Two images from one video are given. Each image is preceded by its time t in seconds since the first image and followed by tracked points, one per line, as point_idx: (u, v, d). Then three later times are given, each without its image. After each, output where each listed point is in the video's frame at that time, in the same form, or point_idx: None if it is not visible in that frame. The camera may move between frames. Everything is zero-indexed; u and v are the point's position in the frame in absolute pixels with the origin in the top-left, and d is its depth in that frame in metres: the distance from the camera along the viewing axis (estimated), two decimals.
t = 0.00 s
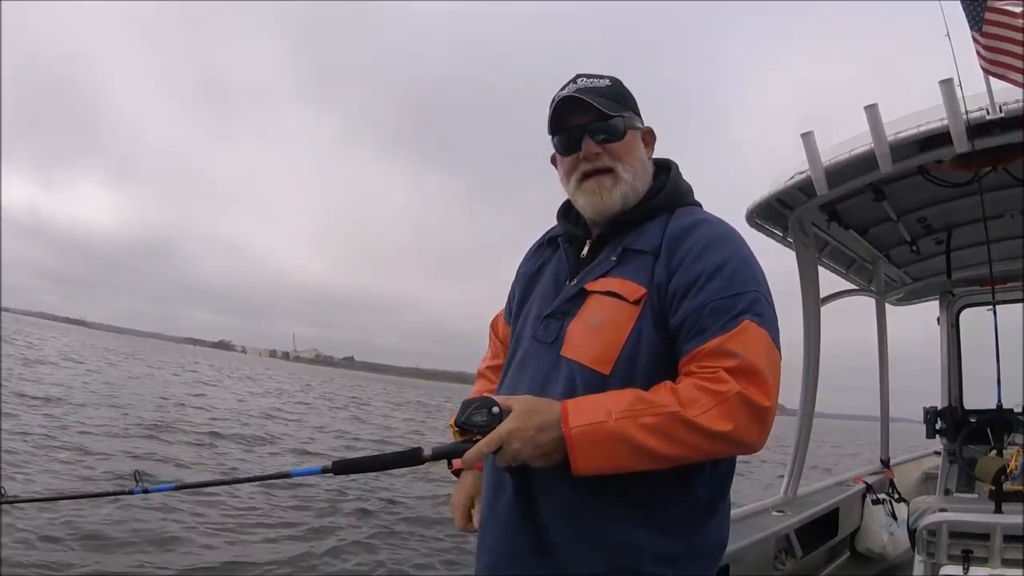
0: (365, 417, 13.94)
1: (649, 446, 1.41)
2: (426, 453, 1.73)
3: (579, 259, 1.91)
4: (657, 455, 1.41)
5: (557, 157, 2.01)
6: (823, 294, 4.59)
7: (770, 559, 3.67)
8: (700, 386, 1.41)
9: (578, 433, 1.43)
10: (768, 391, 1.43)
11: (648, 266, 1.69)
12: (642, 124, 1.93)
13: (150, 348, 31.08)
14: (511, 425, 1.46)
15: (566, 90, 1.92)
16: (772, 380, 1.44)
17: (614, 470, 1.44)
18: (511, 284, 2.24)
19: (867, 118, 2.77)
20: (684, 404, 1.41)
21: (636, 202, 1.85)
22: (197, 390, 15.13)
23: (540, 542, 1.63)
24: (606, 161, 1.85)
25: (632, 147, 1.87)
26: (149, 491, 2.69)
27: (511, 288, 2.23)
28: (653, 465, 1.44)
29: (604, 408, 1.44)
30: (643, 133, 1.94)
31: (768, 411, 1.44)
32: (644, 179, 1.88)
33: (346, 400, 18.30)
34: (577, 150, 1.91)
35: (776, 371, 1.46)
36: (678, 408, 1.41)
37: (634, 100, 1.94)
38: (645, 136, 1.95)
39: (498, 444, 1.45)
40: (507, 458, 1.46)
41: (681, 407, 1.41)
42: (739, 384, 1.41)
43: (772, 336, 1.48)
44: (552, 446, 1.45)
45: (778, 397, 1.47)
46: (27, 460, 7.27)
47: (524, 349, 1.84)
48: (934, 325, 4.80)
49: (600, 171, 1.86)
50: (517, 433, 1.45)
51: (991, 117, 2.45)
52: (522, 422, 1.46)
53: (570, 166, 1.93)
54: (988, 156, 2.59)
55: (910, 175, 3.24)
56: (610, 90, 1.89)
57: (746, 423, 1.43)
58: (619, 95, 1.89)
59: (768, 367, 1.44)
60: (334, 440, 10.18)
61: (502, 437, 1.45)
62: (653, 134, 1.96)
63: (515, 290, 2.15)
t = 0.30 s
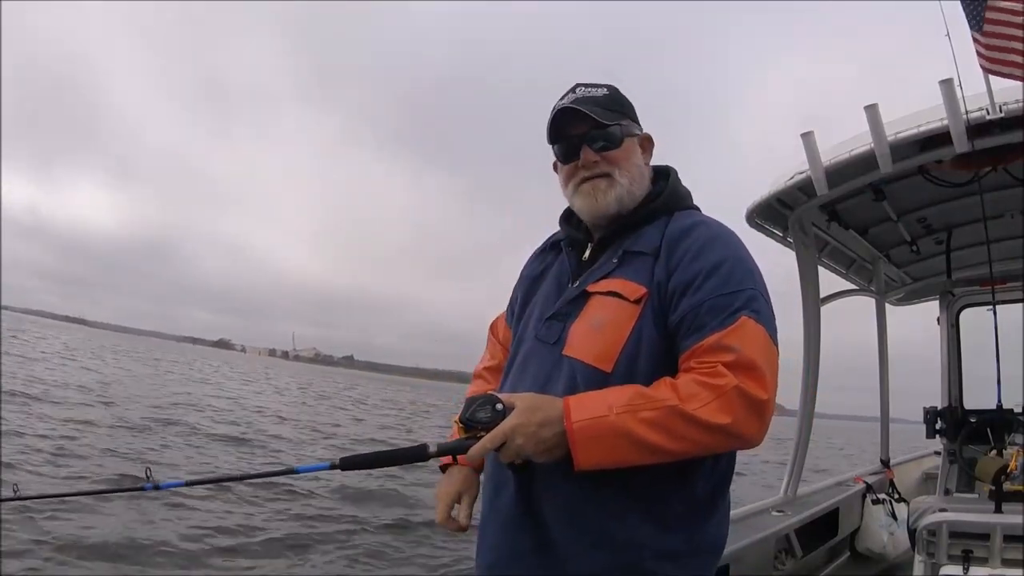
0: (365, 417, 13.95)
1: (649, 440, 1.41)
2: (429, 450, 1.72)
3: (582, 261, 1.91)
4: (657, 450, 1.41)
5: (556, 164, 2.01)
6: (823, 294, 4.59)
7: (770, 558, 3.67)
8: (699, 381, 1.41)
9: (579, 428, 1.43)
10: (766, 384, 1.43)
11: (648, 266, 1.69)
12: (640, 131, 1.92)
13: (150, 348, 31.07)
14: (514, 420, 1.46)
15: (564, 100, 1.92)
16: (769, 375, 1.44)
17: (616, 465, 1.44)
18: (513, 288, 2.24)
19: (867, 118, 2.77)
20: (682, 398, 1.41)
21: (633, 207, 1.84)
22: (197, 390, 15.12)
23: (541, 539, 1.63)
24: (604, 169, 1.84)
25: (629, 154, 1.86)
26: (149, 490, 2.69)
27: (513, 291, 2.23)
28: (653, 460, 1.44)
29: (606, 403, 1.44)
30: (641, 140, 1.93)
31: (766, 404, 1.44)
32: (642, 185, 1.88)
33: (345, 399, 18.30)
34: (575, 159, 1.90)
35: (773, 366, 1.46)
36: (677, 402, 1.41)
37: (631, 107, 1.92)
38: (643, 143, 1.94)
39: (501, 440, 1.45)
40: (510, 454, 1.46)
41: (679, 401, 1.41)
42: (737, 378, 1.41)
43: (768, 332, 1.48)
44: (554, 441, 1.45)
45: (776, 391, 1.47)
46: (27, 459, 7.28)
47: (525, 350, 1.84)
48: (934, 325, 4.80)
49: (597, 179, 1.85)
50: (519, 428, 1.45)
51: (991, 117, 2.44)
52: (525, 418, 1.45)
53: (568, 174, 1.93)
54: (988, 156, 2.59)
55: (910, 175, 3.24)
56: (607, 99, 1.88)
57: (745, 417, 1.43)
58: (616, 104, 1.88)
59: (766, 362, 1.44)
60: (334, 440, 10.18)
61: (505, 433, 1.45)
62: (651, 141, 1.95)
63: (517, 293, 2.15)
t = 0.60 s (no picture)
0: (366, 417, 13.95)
1: (649, 435, 1.41)
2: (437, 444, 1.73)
3: (585, 266, 1.91)
4: (658, 444, 1.41)
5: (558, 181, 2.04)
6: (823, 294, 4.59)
7: (770, 558, 3.68)
8: (698, 376, 1.41)
9: (583, 423, 1.43)
10: (763, 379, 1.43)
11: (649, 268, 1.69)
12: (626, 144, 1.86)
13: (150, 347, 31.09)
14: (519, 415, 1.46)
15: (553, 127, 1.95)
16: (766, 372, 1.44)
17: (618, 459, 1.44)
18: (517, 293, 2.24)
19: (867, 118, 2.77)
20: (681, 394, 1.41)
21: (624, 227, 1.85)
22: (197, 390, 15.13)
23: (542, 533, 1.63)
24: (587, 196, 1.85)
25: (612, 176, 1.84)
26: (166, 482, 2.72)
27: (517, 297, 2.23)
28: (653, 455, 1.43)
29: (607, 398, 1.44)
30: (630, 152, 1.87)
31: (764, 401, 1.44)
32: (631, 203, 1.86)
33: (346, 400, 18.31)
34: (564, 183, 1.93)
35: (769, 364, 1.46)
36: (675, 397, 1.41)
37: (616, 120, 1.86)
38: (635, 154, 1.88)
39: (507, 434, 1.46)
40: (515, 448, 1.47)
41: (679, 396, 1.41)
42: (735, 374, 1.41)
43: (765, 330, 1.48)
44: (559, 435, 1.46)
45: (772, 388, 1.47)
46: (27, 459, 7.28)
47: (528, 353, 1.85)
48: (934, 325, 4.80)
49: (582, 205, 1.87)
50: (525, 421, 1.45)
51: (992, 117, 2.46)
52: (531, 412, 1.46)
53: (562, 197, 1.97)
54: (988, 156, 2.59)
55: (910, 175, 3.25)
56: (587, 122, 1.86)
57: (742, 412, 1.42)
58: (597, 125, 1.85)
59: (763, 359, 1.43)
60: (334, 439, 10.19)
61: (511, 427, 1.46)
62: (642, 151, 1.88)
63: (521, 298, 2.16)
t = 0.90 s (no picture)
0: (366, 417, 13.96)
1: (650, 432, 1.41)
2: (441, 441, 1.73)
3: (586, 267, 1.90)
4: (658, 442, 1.41)
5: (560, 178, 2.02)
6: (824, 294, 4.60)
7: (770, 558, 3.68)
8: (698, 375, 1.41)
9: (585, 420, 1.43)
10: (762, 378, 1.43)
11: (650, 269, 1.69)
12: (637, 143, 1.91)
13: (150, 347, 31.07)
14: (522, 412, 1.47)
15: (564, 118, 1.93)
16: (765, 371, 1.44)
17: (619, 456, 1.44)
18: (517, 293, 2.25)
19: (867, 118, 2.76)
20: (682, 392, 1.41)
21: (634, 216, 1.85)
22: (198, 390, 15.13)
23: (544, 529, 1.63)
24: (601, 184, 1.85)
25: (626, 168, 1.86)
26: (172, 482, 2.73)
27: (518, 297, 2.23)
28: (654, 452, 1.43)
29: (609, 396, 1.44)
30: (639, 151, 1.92)
31: (762, 400, 1.44)
32: (640, 197, 1.88)
33: (346, 400, 18.32)
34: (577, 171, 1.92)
35: (768, 364, 1.46)
36: (676, 395, 1.41)
37: (628, 120, 1.91)
38: (643, 154, 1.93)
39: (510, 430, 1.47)
40: (518, 444, 1.47)
41: (679, 394, 1.41)
42: (735, 373, 1.41)
43: (764, 329, 1.48)
44: (561, 433, 1.46)
45: (771, 387, 1.47)
46: (28, 458, 7.30)
47: (529, 354, 1.85)
48: (934, 325, 4.81)
49: (595, 193, 1.87)
50: (528, 419, 1.46)
51: (992, 117, 2.46)
52: (535, 409, 1.47)
53: (570, 188, 1.95)
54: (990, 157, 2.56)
55: (910, 175, 3.25)
56: (603, 115, 1.88)
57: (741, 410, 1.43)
58: (612, 119, 1.88)
59: (762, 359, 1.44)
60: (335, 439, 10.19)
61: (515, 423, 1.47)
62: (650, 152, 1.93)
63: (522, 298, 2.16)
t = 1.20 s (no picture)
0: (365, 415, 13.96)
1: (662, 440, 1.41)
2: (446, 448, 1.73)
3: (593, 266, 1.90)
4: (670, 450, 1.42)
5: (571, 170, 2.01)
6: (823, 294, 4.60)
7: (770, 558, 3.67)
8: (712, 382, 1.42)
9: (595, 428, 1.43)
10: (776, 386, 1.43)
11: (660, 271, 1.69)
12: (654, 139, 1.92)
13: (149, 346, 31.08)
14: (532, 419, 1.48)
15: (581, 107, 1.92)
16: (779, 378, 1.44)
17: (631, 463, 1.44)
18: (521, 291, 2.24)
19: (867, 118, 2.76)
20: (695, 399, 1.41)
21: (647, 213, 1.86)
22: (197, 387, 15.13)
23: (552, 532, 1.63)
24: (619, 175, 1.85)
25: (644, 161, 1.87)
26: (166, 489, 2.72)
27: (521, 294, 2.23)
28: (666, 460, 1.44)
29: (620, 403, 1.44)
30: (654, 147, 1.93)
31: (777, 407, 1.44)
32: (655, 192, 1.89)
33: (345, 398, 18.32)
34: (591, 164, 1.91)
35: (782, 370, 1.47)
36: (689, 402, 1.41)
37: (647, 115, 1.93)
38: (656, 151, 1.94)
39: (520, 437, 1.48)
40: (528, 451, 1.48)
41: (692, 402, 1.41)
42: (748, 381, 1.41)
43: (778, 335, 1.49)
44: (572, 440, 1.46)
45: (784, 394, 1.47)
46: (29, 456, 7.31)
47: (536, 353, 1.84)
48: (934, 325, 4.81)
49: (612, 184, 1.86)
50: (538, 426, 1.47)
51: (992, 117, 2.46)
52: (544, 416, 1.47)
53: (583, 180, 1.94)
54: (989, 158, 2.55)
55: (910, 175, 3.25)
56: (622, 107, 1.88)
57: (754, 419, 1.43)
58: (630, 112, 1.88)
59: (777, 367, 1.44)
60: (334, 438, 10.19)
61: (524, 431, 1.48)
62: (664, 149, 1.94)
63: (526, 296, 2.16)
